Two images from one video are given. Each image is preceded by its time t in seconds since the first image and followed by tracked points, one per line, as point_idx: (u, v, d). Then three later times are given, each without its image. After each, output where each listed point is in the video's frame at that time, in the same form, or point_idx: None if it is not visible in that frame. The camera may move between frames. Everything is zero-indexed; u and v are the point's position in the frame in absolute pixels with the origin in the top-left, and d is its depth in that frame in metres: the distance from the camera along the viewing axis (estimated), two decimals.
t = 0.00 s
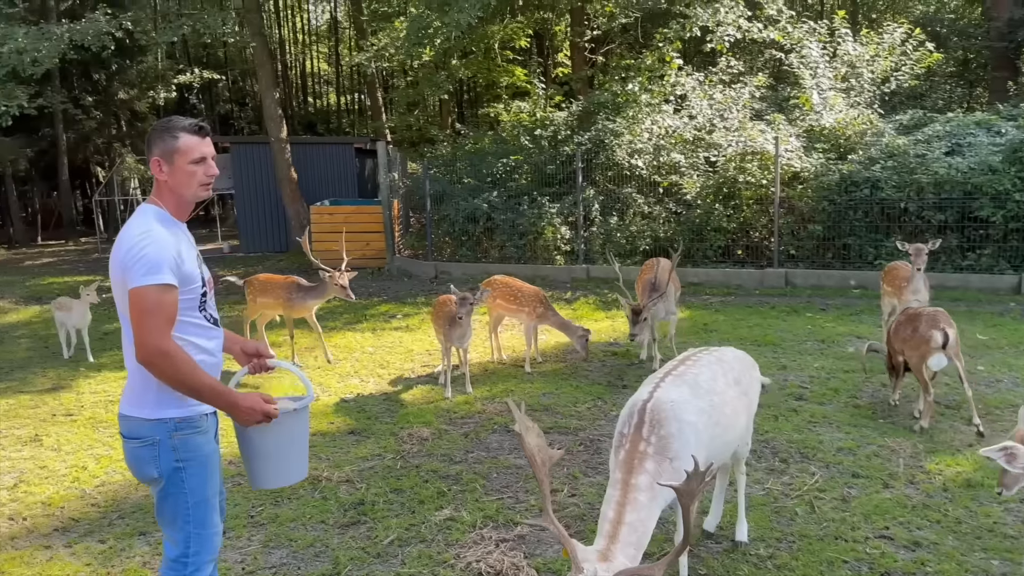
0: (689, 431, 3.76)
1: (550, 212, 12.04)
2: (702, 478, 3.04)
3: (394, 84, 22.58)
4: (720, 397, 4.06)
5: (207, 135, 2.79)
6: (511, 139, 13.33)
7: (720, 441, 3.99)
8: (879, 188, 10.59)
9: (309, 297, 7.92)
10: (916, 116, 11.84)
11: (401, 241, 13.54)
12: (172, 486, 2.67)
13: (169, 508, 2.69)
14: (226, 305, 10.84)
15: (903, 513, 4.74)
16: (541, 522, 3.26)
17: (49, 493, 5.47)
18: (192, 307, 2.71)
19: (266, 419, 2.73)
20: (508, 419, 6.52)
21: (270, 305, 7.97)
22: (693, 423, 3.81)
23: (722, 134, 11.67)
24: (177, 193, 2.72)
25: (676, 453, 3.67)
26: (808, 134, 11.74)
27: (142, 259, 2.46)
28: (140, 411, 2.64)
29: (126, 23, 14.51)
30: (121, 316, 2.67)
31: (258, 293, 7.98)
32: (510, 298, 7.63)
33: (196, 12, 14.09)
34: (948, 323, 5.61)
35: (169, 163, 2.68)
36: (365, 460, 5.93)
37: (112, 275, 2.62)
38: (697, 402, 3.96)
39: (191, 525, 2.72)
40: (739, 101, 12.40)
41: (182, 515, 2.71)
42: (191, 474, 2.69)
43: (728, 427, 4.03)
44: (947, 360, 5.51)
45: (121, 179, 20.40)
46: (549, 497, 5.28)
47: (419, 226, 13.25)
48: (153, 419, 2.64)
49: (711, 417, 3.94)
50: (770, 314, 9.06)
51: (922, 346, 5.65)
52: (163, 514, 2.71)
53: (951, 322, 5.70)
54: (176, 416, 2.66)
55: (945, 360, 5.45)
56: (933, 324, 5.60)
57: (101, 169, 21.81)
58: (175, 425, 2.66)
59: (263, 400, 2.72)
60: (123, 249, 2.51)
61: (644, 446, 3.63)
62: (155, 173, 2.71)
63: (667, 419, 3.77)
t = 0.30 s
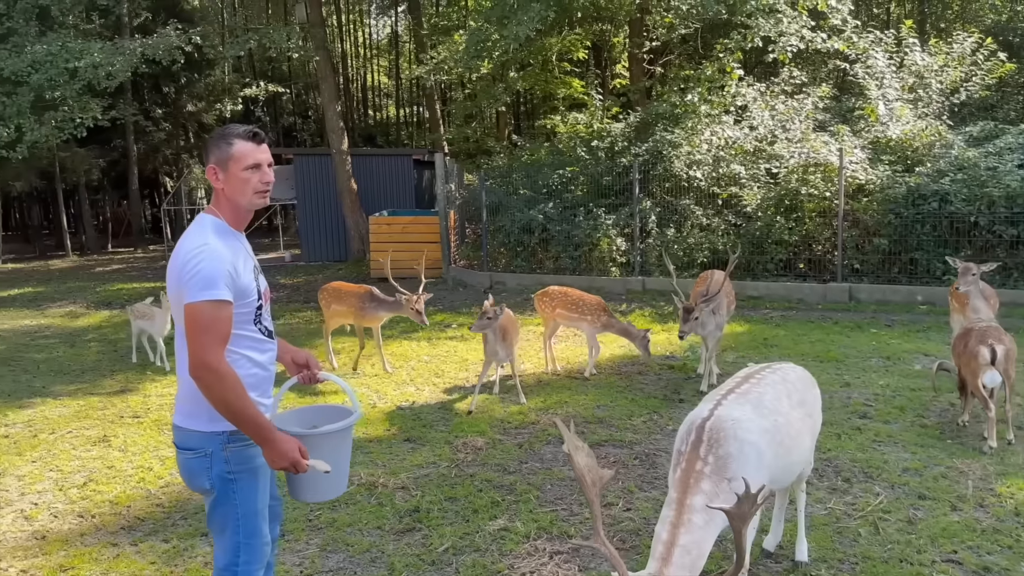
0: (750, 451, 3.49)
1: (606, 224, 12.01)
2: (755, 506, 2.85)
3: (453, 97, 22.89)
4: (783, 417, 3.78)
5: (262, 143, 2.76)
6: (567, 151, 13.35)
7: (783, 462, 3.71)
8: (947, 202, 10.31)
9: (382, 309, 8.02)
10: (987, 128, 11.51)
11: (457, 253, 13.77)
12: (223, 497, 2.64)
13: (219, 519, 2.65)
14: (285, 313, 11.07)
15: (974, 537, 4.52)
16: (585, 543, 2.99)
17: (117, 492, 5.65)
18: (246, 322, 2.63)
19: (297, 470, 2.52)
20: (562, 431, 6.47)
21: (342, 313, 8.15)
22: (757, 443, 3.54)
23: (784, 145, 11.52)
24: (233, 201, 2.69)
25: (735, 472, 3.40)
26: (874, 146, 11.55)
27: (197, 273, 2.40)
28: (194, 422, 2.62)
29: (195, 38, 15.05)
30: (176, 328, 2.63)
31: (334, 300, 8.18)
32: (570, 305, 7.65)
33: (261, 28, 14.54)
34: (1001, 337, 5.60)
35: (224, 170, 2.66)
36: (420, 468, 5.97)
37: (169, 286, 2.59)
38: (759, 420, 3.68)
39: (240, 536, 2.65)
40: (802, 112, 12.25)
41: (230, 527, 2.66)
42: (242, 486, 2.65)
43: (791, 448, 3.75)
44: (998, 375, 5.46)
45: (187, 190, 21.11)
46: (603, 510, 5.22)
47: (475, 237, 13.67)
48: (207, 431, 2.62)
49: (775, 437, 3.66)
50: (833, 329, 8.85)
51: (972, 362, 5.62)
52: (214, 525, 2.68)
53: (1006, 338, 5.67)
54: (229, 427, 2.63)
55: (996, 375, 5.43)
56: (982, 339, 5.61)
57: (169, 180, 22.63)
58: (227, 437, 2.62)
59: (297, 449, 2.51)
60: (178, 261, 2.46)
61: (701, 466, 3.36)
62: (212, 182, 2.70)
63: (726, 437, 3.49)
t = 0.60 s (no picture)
0: (793, 463, 3.42)
1: (639, 229, 11.97)
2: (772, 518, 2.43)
3: (485, 102, 22.98)
4: (827, 429, 3.70)
5: (285, 145, 2.75)
6: (600, 156, 13.30)
7: (826, 474, 3.65)
8: (990, 208, 10.13)
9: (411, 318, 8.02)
10: None
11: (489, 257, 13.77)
12: (250, 499, 2.66)
13: (246, 521, 2.67)
14: (318, 315, 11.19)
15: (1017, 551, 4.39)
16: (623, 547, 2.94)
17: (154, 491, 5.74)
18: (272, 325, 2.65)
19: (315, 481, 2.49)
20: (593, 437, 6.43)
21: (384, 317, 8.26)
22: (800, 455, 3.47)
23: (821, 150, 11.43)
24: (259, 206, 2.67)
25: (776, 485, 3.34)
26: (914, 151, 11.35)
27: (221, 277, 2.42)
28: (221, 425, 2.64)
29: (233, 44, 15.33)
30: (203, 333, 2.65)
31: (374, 304, 8.32)
32: (607, 311, 7.64)
33: (298, 34, 14.75)
34: None
35: (248, 174, 2.65)
36: (452, 471, 5.98)
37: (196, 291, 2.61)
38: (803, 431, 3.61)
39: (267, 539, 2.66)
40: (840, 117, 12.11)
41: (258, 530, 2.67)
42: (268, 489, 2.67)
43: (834, 460, 3.68)
44: None
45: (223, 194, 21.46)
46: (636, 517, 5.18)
47: (507, 241, 13.53)
48: (233, 434, 2.64)
49: (818, 449, 3.59)
50: (870, 337, 8.71)
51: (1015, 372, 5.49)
52: (242, 528, 2.69)
53: None
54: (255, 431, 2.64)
55: None
56: None
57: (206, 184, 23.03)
58: (253, 441, 2.64)
59: (315, 459, 2.49)
60: (204, 266, 2.48)
61: (740, 477, 3.29)
62: (238, 186, 2.69)
63: (768, 447, 3.43)
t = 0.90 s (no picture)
0: (817, 468, 3.36)
1: (660, 229, 11.92)
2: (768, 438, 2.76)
3: (505, 103, 23.01)
4: (855, 435, 3.62)
5: (292, 144, 2.76)
6: (620, 155, 13.25)
7: (854, 481, 3.57)
8: (1017, 209, 10.01)
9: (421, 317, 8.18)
10: None
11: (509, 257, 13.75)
12: (267, 496, 2.65)
13: (264, 518, 2.66)
14: (339, 315, 11.24)
15: None
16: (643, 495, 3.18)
17: (178, 487, 5.79)
18: (279, 320, 2.67)
19: (321, 474, 2.50)
20: (614, 437, 6.40)
21: (402, 319, 8.47)
22: (826, 460, 3.41)
23: (845, 150, 11.36)
24: (266, 202, 2.68)
25: (798, 488, 3.31)
26: (939, 151, 11.26)
27: (232, 270, 2.42)
28: (233, 423, 2.63)
29: (256, 45, 15.46)
30: (212, 329, 2.64)
31: (394, 305, 8.60)
32: (641, 309, 7.67)
33: (319, 35, 14.85)
34: None
35: (257, 171, 2.65)
36: (472, 470, 5.99)
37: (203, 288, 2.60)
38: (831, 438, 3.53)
39: (287, 534, 2.66)
40: (864, 116, 12.00)
41: (277, 526, 2.66)
42: (285, 485, 2.67)
43: (862, 466, 3.60)
44: None
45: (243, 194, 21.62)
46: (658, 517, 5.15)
47: (527, 241, 13.51)
48: (244, 431, 2.63)
49: (844, 455, 3.52)
50: (894, 339, 8.61)
51: None
52: (260, 525, 2.69)
53: None
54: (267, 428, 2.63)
55: None
56: None
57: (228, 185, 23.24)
58: (267, 437, 2.64)
59: (322, 451, 2.51)
60: (213, 261, 2.48)
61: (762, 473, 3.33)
62: (244, 184, 2.69)
63: (793, 451, 3.41)
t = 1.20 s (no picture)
0: (809, 462, 3.21)
1: (676, 226, 11.87)
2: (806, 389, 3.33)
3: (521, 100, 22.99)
4: (858, 437, 3.39)
5: (294, 147, 2.77)
6: (636, 152, 13.19)
7: (855, 485, 3.35)
8: None
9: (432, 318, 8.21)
10: None
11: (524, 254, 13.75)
12: (263, 491, 2.61)
13: (261, 512, 2.62)
14: (355, 312, 11.28)
15: None
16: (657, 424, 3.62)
17: (196, 483, 5.84)
18: (273, 315, 2.69)
19: (341, 443, 2.60)
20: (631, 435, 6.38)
21: (414, 317, 8.53)
22: (820, 457, 3.25)
23: (864, 146, 11.29)
24: (261, 201, 2.67)
25: (788, 476, 3.17)
26: (960, 147, 11.16)
27: (233, 262, 2.42)
28: (226, 419, 2.58)
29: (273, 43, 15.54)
30: (203, 326, 2.60)
31: (408, 305, 8.64)
32: (666, 305, 7.70)
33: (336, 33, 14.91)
34: None
35: (257, 170, 2.64)
36: (489, 467, 6.00)
37: (197, 284, 2.57)
38: (828, 438, 3.34)
39: (287, 526, 2.64)
40: (884, 112, 11.89)
41: (275, 519, 2.63)
42: (281, 478, 2.63)
43: (864, 467, 3.37)
44: None
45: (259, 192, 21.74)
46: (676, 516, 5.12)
47: (542, 239, 13.54)
48: (238, 427, 2.58)
49: (843, 456, 3.31)
50: (914, 337, 8.54)
51: None
52: (257, 520, 2.65)
53: None
54: (261, 422, 2.59)
55: None
56: None
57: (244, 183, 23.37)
58: (260, 432, 2.59)
59: (339, 423, 2.59)
60: (209, 256, 2.46)
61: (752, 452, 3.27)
62: (242, 180, 2.67)
63: (783, 444, 3.28)
